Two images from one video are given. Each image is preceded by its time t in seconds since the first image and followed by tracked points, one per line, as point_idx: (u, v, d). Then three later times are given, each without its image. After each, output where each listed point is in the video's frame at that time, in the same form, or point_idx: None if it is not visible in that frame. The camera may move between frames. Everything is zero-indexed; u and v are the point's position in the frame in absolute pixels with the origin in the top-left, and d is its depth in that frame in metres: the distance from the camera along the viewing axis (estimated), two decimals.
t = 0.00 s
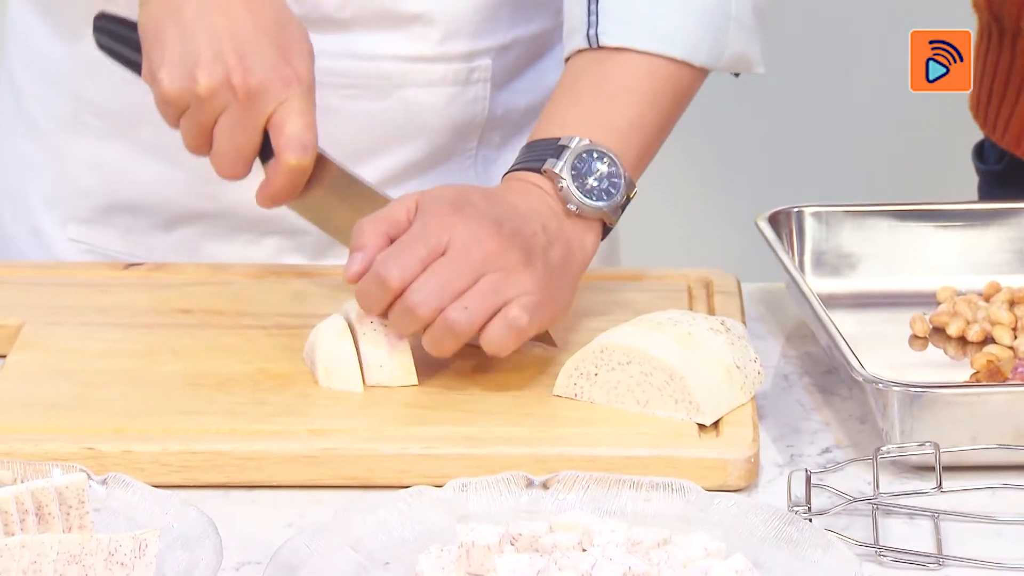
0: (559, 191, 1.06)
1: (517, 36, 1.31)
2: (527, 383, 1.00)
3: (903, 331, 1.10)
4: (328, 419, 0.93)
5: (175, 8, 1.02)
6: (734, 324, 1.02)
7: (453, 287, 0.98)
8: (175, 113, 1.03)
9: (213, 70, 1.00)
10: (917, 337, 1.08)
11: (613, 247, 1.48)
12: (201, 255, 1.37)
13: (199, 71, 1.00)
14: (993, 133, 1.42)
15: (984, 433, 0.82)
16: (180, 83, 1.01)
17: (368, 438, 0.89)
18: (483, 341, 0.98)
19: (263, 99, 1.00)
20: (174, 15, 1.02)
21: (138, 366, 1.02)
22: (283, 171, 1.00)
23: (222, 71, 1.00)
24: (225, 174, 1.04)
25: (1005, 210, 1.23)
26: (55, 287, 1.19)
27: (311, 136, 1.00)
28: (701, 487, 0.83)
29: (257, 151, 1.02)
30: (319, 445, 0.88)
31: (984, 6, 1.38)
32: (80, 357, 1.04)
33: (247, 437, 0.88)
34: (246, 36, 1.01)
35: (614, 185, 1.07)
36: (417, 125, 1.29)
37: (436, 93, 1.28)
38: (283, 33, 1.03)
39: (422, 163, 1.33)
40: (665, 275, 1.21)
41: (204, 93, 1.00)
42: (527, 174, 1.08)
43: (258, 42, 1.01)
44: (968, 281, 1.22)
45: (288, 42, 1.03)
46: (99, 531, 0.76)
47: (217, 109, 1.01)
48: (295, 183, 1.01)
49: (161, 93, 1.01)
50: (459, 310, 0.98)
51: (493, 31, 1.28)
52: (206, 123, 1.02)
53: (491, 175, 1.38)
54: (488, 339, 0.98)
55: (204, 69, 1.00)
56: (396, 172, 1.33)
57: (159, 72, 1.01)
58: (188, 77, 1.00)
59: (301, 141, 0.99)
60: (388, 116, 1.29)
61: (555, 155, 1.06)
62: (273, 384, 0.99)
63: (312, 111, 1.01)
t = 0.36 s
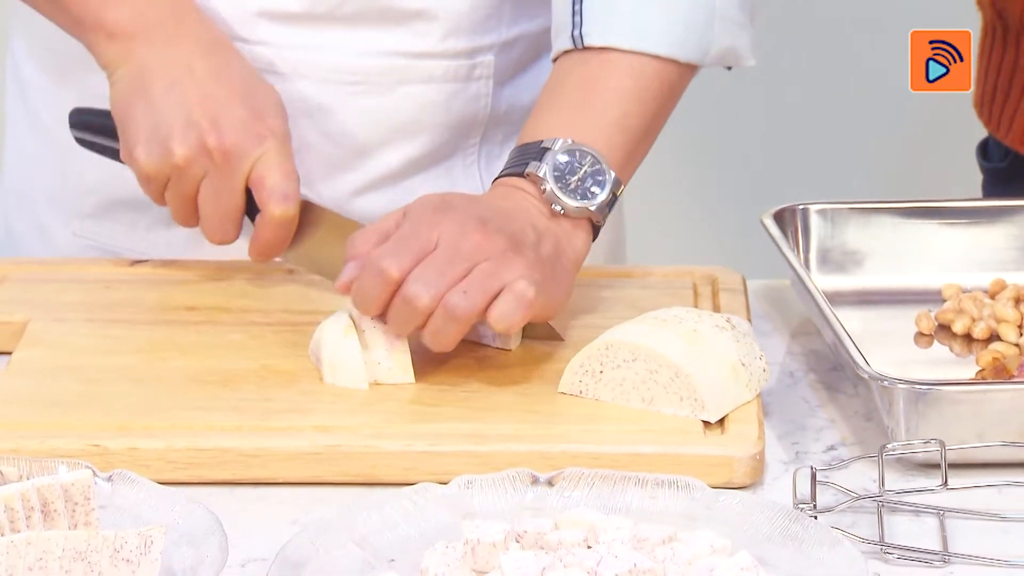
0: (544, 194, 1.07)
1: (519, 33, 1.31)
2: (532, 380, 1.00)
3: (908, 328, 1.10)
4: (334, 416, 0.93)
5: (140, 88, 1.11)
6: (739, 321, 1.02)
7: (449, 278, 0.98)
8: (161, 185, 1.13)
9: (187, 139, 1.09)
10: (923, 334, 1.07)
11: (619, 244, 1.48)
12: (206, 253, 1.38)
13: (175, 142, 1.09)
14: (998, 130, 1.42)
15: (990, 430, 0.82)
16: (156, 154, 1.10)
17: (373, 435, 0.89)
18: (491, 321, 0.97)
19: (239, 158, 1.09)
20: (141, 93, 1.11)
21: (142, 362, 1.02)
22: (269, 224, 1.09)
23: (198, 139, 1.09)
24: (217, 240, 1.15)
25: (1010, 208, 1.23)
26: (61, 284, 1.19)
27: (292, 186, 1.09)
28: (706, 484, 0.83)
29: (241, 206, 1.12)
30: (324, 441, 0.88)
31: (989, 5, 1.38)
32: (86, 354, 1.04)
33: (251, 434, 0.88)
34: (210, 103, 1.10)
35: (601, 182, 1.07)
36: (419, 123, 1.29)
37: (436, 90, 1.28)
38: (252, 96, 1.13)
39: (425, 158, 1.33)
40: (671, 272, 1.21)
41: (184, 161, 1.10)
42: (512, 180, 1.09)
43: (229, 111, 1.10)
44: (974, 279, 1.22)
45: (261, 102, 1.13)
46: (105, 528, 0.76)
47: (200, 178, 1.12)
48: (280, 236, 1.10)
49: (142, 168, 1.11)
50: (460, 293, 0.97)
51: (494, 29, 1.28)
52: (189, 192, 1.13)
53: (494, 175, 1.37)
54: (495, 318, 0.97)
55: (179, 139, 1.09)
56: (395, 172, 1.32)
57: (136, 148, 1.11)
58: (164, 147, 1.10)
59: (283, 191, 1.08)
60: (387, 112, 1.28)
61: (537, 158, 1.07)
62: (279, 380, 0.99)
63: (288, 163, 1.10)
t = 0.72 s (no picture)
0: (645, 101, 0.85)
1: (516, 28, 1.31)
2: (535, 377, 1.00)
3: (911, 326, 1.10)
4: (337, 414, 0.93)
5: (106, 106, 1.13)
6: (742, 319, 1.02)
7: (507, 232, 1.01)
8: (156, 189, 1.15)
9: (155, 140, 1.11)
10: (925, 332, 1.07)
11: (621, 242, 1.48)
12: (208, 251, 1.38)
13: (145, 147, 1.11)
14: (1001, 128, 1.41)
15: (993, 429, 0.82)
16: (138, 167, 1.12)
17: (375, 433, 0.89)
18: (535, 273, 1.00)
19: (208, 143, 1.10)
20: (106, 103, 1.13)
21: (145, 360, 1.02)
22: (258, 200, 1.09)
23: (165, 138, 1.10)
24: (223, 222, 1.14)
25: (1011, 205, 1.23)
26: (64, 282, 1.19)
27: (265, 156, 1.09)
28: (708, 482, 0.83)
29: (229, 187, 1.11)
30: (326, 439, 0.88)
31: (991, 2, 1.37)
32: (88, 352, 1.04)
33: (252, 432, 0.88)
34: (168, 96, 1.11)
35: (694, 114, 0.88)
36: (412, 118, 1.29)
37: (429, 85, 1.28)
38: (209, 72, 1.12)
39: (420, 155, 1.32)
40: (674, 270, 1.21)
41: (160, 163, 1.11)
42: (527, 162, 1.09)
43: (185, 97, 1.11)
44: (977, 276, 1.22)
45: (221, 77, 1.12)
46: (107, 527, 0.76)
47: (183, 170, 1.12)
48: (276, 206, 1.11)
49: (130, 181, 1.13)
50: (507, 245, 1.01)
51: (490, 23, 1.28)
52: (182, 188, 1.14)
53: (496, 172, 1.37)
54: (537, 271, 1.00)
55: (148, 141, 1.11)
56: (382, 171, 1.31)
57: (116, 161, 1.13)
58: (137, 155, 1.12)
59: (253, 164, 1.08)
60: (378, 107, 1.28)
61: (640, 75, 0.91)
62: (282, 378, 0.99)
63: (255, 132, 1.10)
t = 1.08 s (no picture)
0: None
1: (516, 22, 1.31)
2: (539, 374, 1.00)
3: (913, 324, 1.10)
4: (339, 411, 0.93)
5: (61, 80, 1.10)
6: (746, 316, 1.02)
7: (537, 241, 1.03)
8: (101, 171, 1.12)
9: (103, 121, 1.06)
10: (928, 330, 1.07)
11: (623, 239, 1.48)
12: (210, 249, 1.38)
13: (92, 126, 1.06)
14: (1004, 124, 1.41)
15: (996, 426, 0.82)
16: (83, 144, 1.09)
17: (377, 431, 0.89)
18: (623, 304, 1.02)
19: (158, 136, 1.06)
20: (65, 78, 1.09)
21: (147, 358, 1.02)
22: (198, 200, 1.06)
23: (112, 119, 1.06)
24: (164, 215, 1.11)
25: (1014, 202, 1.23)
26: (66, 280, 1.19)
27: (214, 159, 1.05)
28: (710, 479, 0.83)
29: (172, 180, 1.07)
30: (329, 436, 0.88)
31: None
32: (91, 350, 1.04)
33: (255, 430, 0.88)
34: (121, 79, 1.07)
35: None
36: (417, 112, 1.29)
37: (434, 79, 1.29)
38: (168, 61, 1.08)
39: (424, 149, 1.32)
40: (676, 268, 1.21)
41: (104, 144, 1.07)
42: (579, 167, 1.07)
43: (141, 82, 1.07)
44: (979, 273, 1.22)
45: (180, 67, 1.08)
46: (110, 525, 0.76)
47: (128, 156, 1.08)
48: (217, 208, 1.06)
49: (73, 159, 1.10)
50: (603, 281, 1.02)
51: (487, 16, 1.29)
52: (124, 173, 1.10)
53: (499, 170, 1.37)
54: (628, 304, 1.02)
55: (95, 122, 1.06)
56: (382, 167, 1.31)
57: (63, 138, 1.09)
58: (85, 135, 1.08)
59: (196, 164, 1.04)
60: (383, 103, 1.28)
61: None
62: (284, 376, 0.99)
63: (210, 131, 1.06)
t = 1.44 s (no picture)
0: None
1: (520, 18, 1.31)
2: (541, 373, 1.00)
3: (917, 322, 1.10)
4: (342, 409, 0.93)
5: (113, 62, 1.12)
6: (749, 314, 1.02)
7: (572, 235, 1.08)
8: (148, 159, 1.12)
9: (156, 102, 1.08)
10: (931, 328, 1.07)
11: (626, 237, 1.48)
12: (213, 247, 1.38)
13: (145, 106, 1.08)
14: (1009, 122, 1.41)
15: (998, 424, 0.82)
16: (133, 126, 1.09)
17: (380, 429, 0.89)
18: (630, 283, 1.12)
19: (209, 116, 1.08)
20: (116, 66, 1.11)
21: (150, 356, 1.02)
22: (250, 175, 1.07)
23: (167, 100, 1.08)
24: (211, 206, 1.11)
25: (1018, 200, 1.23)
26: (68, 278, 1.19)
27: (265, 137, 1.07)
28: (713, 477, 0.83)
29: (221, 165, 1.08)
30: (332, 435, 0.88)
31: None
32: (94, 347, 1.04)
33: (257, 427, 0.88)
34: (174, 61, 1.09)
35: None
36: (421, 108, 1.29)
37: (435, 75, 1.29)
38: (220, 51, 1.11)
39: (426, 146, 1.32)
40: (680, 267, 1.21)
41: (156, 125, 1.08)
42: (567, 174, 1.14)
43: (195, 66, 1.09)
44: (983, 271, 1.22)
45: (230, 53, 1.11)
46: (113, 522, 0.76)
47: (177, 140, 1.09)
48: (266, 185, 1.07)
49: (124, 144, 1.10)
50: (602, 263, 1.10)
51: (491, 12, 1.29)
52: (172, 157, 1.10)
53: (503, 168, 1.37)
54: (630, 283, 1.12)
55: (149, 103, 1.08)
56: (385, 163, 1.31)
57: (115, 122, 1.10)
58: (138, 117, 1.09)
59: (252, 140, 1.07)
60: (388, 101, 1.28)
61: None
62: (287, 374, 0.99)
63: (259, 112, 1.08)
